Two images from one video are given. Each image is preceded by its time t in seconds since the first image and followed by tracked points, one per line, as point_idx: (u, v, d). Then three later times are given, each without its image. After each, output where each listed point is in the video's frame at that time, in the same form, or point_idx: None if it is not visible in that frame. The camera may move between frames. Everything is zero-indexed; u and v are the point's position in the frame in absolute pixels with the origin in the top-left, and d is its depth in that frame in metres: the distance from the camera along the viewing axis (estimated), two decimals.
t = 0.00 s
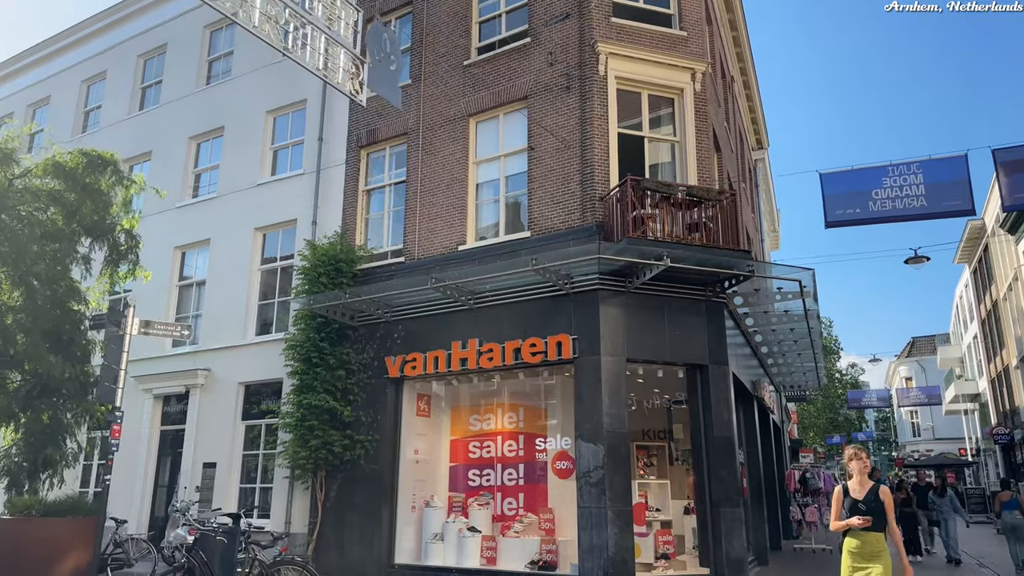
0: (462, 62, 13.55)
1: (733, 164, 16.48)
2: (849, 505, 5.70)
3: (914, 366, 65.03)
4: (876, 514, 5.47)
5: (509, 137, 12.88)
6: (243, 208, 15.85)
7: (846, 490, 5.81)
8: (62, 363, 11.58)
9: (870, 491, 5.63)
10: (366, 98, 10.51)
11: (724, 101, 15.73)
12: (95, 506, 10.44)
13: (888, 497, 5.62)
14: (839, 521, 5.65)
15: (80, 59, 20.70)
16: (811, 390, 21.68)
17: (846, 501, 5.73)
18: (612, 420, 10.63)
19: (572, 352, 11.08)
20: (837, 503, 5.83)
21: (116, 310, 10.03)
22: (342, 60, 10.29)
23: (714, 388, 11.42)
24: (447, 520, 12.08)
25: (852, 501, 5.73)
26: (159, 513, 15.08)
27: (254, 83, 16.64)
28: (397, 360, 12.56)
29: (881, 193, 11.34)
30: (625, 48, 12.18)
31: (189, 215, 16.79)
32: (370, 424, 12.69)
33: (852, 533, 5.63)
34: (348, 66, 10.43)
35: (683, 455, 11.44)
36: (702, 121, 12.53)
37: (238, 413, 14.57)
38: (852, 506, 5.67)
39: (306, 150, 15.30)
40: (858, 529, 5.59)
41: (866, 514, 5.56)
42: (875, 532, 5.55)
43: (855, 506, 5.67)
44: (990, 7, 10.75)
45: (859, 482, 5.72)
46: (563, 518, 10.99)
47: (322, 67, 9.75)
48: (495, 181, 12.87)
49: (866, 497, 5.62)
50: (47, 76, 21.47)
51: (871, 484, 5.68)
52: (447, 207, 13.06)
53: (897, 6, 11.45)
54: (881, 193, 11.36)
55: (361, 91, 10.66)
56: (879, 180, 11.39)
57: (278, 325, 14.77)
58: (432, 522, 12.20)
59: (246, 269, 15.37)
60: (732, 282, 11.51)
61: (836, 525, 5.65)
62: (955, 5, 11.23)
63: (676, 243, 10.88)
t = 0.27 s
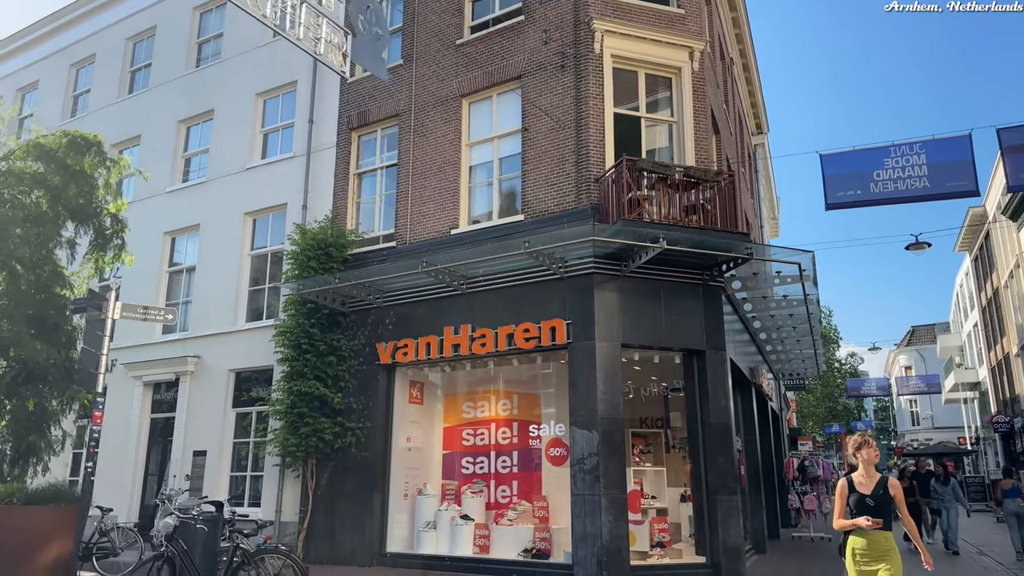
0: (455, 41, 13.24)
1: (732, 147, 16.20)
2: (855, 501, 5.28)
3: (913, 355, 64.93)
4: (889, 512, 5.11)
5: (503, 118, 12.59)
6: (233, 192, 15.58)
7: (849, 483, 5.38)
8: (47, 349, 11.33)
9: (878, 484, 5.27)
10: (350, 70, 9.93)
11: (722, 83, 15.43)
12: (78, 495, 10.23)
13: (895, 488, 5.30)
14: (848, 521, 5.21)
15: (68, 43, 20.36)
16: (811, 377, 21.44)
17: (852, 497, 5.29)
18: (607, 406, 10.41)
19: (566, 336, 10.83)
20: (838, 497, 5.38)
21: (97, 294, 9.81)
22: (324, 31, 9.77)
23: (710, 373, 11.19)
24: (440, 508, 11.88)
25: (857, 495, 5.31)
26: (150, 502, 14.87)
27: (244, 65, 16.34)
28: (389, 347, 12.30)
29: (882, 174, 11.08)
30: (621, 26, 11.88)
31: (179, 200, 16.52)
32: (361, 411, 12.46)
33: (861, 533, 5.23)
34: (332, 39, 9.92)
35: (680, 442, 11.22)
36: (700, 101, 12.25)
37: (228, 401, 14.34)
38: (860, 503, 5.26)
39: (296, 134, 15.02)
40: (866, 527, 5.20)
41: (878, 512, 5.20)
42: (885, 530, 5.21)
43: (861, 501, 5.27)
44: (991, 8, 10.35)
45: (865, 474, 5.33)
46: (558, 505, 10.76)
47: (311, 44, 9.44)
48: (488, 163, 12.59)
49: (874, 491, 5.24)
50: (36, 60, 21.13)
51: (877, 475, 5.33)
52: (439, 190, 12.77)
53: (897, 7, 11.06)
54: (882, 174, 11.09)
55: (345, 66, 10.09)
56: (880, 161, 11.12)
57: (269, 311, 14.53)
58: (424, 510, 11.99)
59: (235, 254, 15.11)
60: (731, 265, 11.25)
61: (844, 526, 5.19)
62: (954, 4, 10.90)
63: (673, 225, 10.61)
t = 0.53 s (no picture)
0: (445, 14, 12.90)
1: (729, 123, 15.89)
2: (855, 480, 4.97)
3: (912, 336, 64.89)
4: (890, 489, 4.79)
5: (494, 93, 12.28)
6: (221, 170, 15.30)
7: (849, 460, 5.06)
8: (30, 329, 11.11)
9: (879, 460, 4.94)
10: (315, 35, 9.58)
11: (720, 58, 15.09)
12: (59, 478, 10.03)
13: (898, 465, 4.94)
14: (847, 500, 4.92)
15: (54, 18, 19.93)
16: (808, 358, 21.24)
17: (851, 475, 4.99)
18: (599, 387, 10.20)
19: (558, 317, 10.59)
20: (837, 476, 5.09)
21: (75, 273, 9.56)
22: None
23: (705, 353, 10.97)
24: (431, 490, 11.71)
25: (858, 473, 5.00)
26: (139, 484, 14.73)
27: (231, 40, 15.98)
28: (378, 327, 12.04)
29: (882, 149, 10.81)
30: None
31: (166, 179, 16.24)
32: (351, 393, 12.25)
33: (859, 511, 4.93)
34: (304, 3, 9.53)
35: (674, 423, 11.02)
36: (696, 75, 11.93)
37: (217, 382, 14.15)
38: (859, 481, 4.95)
39: (284, 110, 14.71)
40: (865, 506, 4.90)
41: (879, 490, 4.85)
42: (886, 509, 4.87)
43: (861, 479, 4.96)
44: (995, 8, 10.12)
45: (867, 451, 4.99)
46: (549, 487, 10.58)
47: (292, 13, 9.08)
48: (479, 139, 12.30)
49: (875, 468, 4.91)
50: (21, 36, 20.71)
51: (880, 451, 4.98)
52: (429, 167, 12.48)
53: (898, 6, 10.79)
54: (882, 150, 10.81)
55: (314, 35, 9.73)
56: (881, 136, 10.83)
57: (257, 291, 14.29)
58: (415, 492, 11.82)
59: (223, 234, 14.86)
60: (727, 244, 10.99)
61: (842, 505, 4.91)
62: (956, 6, 10.59)
63: (667, 202, 10.34)
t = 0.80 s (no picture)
0: None
1: (721, 101, 15.63)
2: (850, 469, 4.13)
3: (905, 320, 65.01)
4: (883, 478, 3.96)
5: (481, 67, 12.00)
6: (204, 147, 15.02)
7: (843, 446, 4.22)
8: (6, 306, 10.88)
9: (879, 447, 4.09)
10: None
11: (712, 33, 14.81)
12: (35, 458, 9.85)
13: (901, 452, 4.09)
14: (838, 491, 4.13)
15: None
16: (799, 339, 21.12)
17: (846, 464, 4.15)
18: (584, 367, 10.02)
19: (543, 295, 10.38)
20: (829, 465, 4.24)
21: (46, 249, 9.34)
22: None
23: (693, 333, 10.79)
24: (415, 471, 11.55)
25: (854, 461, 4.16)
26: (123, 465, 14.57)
27: (213, 14, 15.65)
28: (361, 307, 11.83)
29: (875, 125, 10.59)
30: None
31: (149, 156, 15.95)
32: (335, 373, 12.06)
33: (853, 506, 4.12)
34: None
35: (661, 404, 10.86)
36: (686, 49, 11.67)
37: (200, 362, 13.96)
38: (855, 470, 4.12)
39: (267, 85, 14.41)
40: (861, 499, 4.08)
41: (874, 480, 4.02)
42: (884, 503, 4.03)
43: (857, 468, 4.12)
44: (996, 8, 9.90)
45: (864, 437, 4.13)
46: (534, 468, 10.42)
47: None
48: (464, 115, 12.04)
49: (873, 456, 4.07)
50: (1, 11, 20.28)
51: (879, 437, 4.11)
52: (414, 143, 12.22)
53: (896, 6, 10.53)
54: (875, 126, 10.59)
55: None
56: (874, 111, 10.61)
57: (241, 270, 14.07)
58: (399, 473, 11.67)
59: (206, 212, 14.61)
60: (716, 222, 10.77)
61: (831, 498, 4.13)
62: (957, 5, 10.25)
63: (655, 178, 10.12)
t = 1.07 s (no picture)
0: None
1: (708, 79, 15.38)
2: (850, 446, 3.62)
3: (890, 303, 65.42)
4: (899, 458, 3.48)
5: (462, 41, 11.69)
6: (179, 123, 14.64)
7: (842, 420, 3.71)
8: None
9: (884, 422, 3.65)
10: None
11: (699, 10, 14.53)
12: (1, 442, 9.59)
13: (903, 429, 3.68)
14: (840, 469, 3.56)
15: None
16: (784, 322, 21.06)
17: (846, 440, 3.63)
18: (565, 349, 9.84)
19: (524, 277, 10.16)
20: (825, 441, 3.69)
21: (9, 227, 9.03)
22: None
23: (676, 315, 10.62)
24: (395, 455, 11.37)
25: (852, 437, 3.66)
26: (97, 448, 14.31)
27: None
28: (339, 288, 11.58)
29: (863, 104, 10.39)
30: None
31: (122, 132, 15.53)
32: (312, 355, 11.82)
33: (852, 487, 3.61)
34: None
35: (644, 386, 10.71)
36: (672, 24, 11.39)
37: (176, 343, 13.68)
38: (856, 447, 3.63)
39: (243, 60, 14.03)
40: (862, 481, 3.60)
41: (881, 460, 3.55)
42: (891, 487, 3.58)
43: (857, 445, 3.62)
44: (999, 8, 9.38)
45: (866, 412, 3.69)
46: (514, 452, 10.26)
47: None
48: (445, 90, 11.73)
49: (878, 432, 3.60)
50: None
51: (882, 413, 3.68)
52: (393, 120, 11.91)
53: (896, 5, 10.03)
54: (863, 105, 10.39)
55: None
56: (862, 90, 10.41)
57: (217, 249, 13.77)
58: (378, 457, 11.48)
59: (181, 189, 14.26)
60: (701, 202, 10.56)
61: (831, 477, 3.56)
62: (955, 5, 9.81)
63: (639, 157, 9.88)
